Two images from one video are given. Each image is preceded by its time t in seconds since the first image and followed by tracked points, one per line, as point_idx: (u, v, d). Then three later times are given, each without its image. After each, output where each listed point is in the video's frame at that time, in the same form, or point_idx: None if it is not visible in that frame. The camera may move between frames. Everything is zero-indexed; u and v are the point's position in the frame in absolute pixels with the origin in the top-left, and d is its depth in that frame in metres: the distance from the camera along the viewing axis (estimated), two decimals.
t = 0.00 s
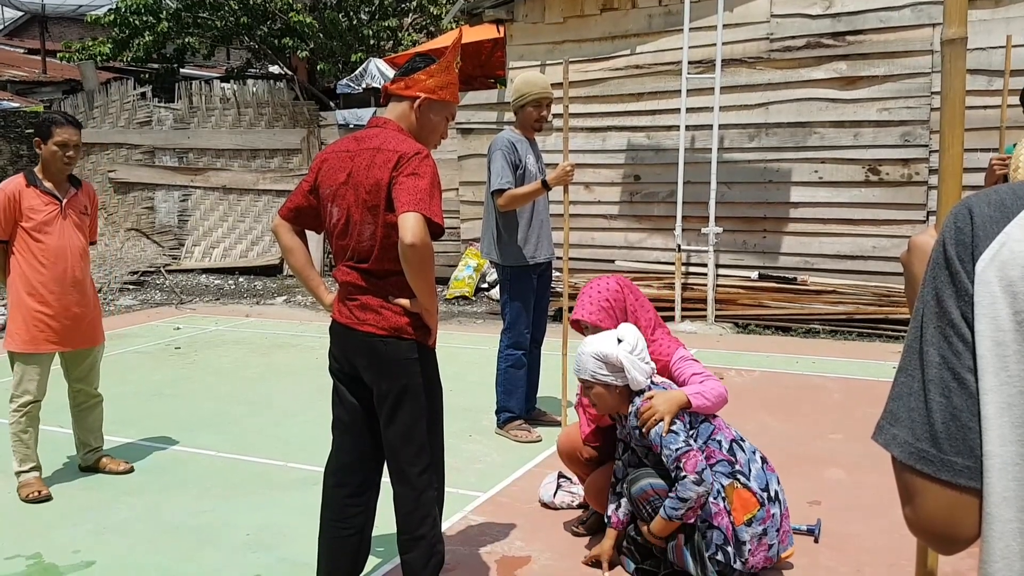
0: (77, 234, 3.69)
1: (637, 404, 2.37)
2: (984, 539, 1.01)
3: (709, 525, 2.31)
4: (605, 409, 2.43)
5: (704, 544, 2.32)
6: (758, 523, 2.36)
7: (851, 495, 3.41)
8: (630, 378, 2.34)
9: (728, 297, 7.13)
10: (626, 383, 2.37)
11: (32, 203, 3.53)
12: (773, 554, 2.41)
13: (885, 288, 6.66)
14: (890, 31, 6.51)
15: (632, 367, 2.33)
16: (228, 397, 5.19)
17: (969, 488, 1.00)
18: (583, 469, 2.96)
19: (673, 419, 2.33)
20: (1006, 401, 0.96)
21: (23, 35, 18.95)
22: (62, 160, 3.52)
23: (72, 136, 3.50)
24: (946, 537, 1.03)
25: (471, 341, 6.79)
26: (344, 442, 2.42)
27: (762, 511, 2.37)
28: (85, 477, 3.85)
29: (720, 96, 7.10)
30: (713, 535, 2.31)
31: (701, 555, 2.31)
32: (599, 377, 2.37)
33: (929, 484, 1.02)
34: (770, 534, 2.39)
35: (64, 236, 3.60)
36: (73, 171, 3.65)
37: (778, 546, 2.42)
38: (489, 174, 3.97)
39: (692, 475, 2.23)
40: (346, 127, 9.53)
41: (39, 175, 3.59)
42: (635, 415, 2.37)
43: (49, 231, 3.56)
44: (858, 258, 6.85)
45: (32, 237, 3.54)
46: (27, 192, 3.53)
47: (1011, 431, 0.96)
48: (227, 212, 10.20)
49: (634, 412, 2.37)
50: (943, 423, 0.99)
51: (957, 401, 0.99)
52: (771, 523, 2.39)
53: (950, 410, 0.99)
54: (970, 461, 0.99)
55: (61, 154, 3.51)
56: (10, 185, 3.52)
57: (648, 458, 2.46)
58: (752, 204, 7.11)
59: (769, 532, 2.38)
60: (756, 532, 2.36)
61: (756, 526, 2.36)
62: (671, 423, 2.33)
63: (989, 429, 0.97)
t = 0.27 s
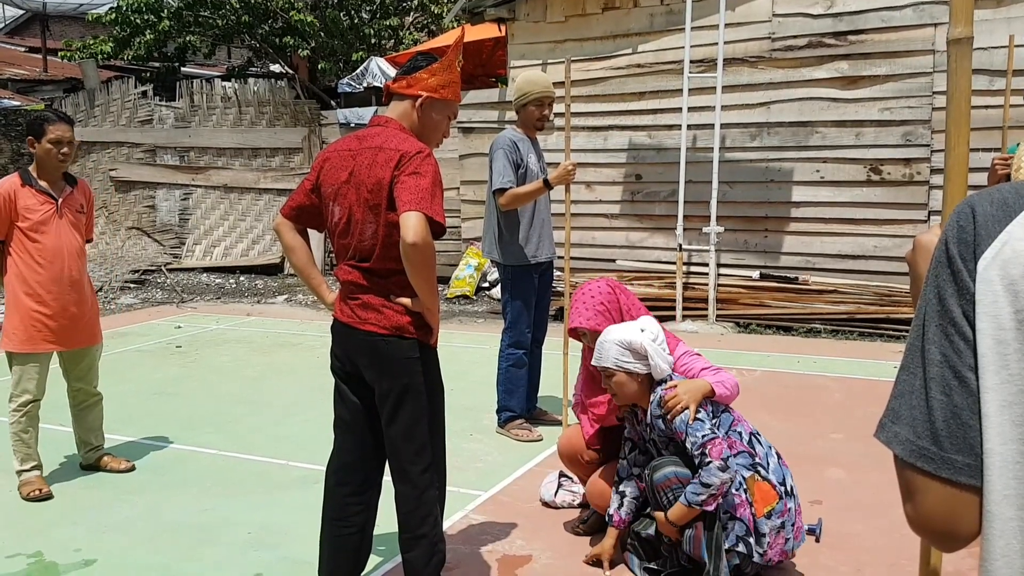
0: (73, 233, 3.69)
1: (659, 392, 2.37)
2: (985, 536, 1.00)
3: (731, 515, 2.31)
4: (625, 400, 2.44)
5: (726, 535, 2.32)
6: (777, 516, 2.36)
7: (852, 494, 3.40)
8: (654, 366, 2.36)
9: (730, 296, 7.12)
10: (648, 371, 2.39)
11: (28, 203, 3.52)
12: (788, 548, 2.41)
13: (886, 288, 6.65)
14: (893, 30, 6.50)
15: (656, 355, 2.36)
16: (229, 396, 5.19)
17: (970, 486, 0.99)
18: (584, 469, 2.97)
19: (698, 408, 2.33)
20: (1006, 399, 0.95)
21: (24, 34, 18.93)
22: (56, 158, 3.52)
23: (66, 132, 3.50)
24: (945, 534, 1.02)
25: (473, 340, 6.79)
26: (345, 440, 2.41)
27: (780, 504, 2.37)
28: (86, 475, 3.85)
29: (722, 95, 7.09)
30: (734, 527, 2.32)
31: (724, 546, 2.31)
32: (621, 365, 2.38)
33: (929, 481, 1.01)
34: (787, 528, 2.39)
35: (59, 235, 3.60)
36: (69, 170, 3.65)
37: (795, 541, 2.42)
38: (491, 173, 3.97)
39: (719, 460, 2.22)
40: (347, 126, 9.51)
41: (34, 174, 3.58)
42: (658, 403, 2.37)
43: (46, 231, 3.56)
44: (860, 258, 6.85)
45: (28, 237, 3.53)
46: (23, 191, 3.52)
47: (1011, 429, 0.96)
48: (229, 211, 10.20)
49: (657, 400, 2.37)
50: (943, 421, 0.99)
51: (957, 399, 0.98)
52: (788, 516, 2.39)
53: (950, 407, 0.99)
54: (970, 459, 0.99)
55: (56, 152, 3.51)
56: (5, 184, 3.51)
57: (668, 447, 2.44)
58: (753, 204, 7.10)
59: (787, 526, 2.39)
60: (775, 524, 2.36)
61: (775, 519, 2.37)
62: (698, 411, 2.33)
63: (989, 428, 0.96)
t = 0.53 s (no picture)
0: (70, 234, 3.68)
1: (679, 383, 2.38)
2: (986, 536, 1.01)
3: (732, 514, 2.36)
4: (640, 390, 2.42)
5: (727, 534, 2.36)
6: (778, 518, 2.38)
7: (850, 494, 3.41)
8: (674, 357, 2.37)
9: (727, 296, 7.13)
10: (667, 362, 2.39)
11: (23, 204, 3.52)
12: (789, 552, 2.42)
13: (883, 288, 6.66)
14: (890, 30, 6.51)
15: (678, 345, 2.37)
16: (226, 395, 5.19)
17: (972, 485, 1.00)
18: (583, 471, 2.99)
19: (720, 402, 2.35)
20: (1009, 398, 0.96)
21: (21, 32, 18.89)
22: (51, 157, 3.52)
23: (59, 130, 3.49)
24: (946, 534, 1.03)
25: (470, 339, 6.79)
26: (344, 440, 2.41)
27: (783, 506, 2.38)
28: (84, 474, 3.85)
29: (720, 95, 7.10)
30: (734, 526, 2.37)
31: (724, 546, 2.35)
32: (641, 354, 2.39)
33: (930, 480, 1.02)
34: (788, 531, 2.40)
35: (56, 235, 3.60)
36: (65, 170, 3.64)
37: (795, 545, 2.43)
38: (489, 173, 3.97)
39: (742, 455, 2.25)
40: (344, 125, 9.49)
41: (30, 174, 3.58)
42: (678, 395, 2.37)
43: (42, 231, 3.56)
44: (857, 258, 6.86)
45: (24, 237, 3.53)
46: (19, 192, 3.51)
47: (1013, 429, 0.96)
48: (226, 210, 10.19)
49: (677, 392, 2.37)
50: (946, 421, 1.00)
51: (959, 399, 0.99)
52: (788, 520, 2.40)
53: (952, 407, 0.99)
54: (973, 458, 0.99)
55: (50, 150, 3.50)
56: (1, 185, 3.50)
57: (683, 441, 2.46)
58: (751, 204, 7.11)
59: (787, 529, 2.40)
60: (776, 527, 2.38)
61: (776, 521, 2.38)
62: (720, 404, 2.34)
63: (991, 427, 0.97)
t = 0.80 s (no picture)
0: (65, 234, 3.68)
1: (685, 381, 2.39)
2: (985, 535, 1.02)
3: (729, 519, 2.36)
4: (643, 385, 2.44)
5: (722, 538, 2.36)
6: (774, 523, 2.38)
7: (845, 493, 3.42)
8: (679, 354, 2.38)
9: (722, 295, 7.14)
10: (672, 359, 2.40)
11: (18, 204, 3.52)
12: (781, 556, 2.43)
13: (878, 288, 6.68)
14: (885, 30, 6.53)
15: (683, 343, 2.38)
16: (222, 395, 5.19)
17: (971, 484, 1.01)
18: (577, 473, 3.01)
19: (723, 402, 2.35)
20: (1006, 396, 0.97)
21: (16, 32, 18.84)
22: (45, 156, 3.51)
23: (54, 129, 3.49)
24: (945, 533, 1.03)
25: (466, 339, 6.79)
26: (341, 440, 2.41)
27: (779, 511, 2.39)
28: (79, 475, 3.84)
29: (715, 95, 7.12)
30: (731, 530, 2.36)
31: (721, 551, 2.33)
32: (645, 349, 2.39)
33: (929, 478, 1.02)
34: (781, 535, 2.40)
35: (51, 236, 3.59)
36: (60, 170, 3.64)
37: (788, 550, 2.43)
38: (484, 172, 3.97)
39: (743, 458, 2.26)
40: (340, 125, 9.44)
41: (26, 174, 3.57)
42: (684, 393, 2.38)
43: (37, 232, 3.55)
44: (851, 257, 6.88)
45: (19, 238, 3.52)
46: (14, 193, 3.51)
47: (1010, 428, 0.97)
48: (221, 210, 10.17)
49: (683, 390, 2.38)
50: (944, 419, 1.00)
51: (957, 397, 0.99)
52: (783, 524, 2.40)
53: (950, 405, 1.00)
54: (971, 456, 1.00)
55: (44, 149, 3.49)
56: None
57: (688, 437, 2.42)
58: (745, 204, 7.13)
59: (781, 533, 2.40)
60: (771, 531, 2.38)
61: (772, 526, 2.38)
62: (724, 404, 2.35)
63: (989, 425, 0.97)
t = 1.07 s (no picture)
0: (63, 235, 3.68)
1: (689, 385, 2.37)
2: (985, 535, 1.02)
3: (723, 523, 2.34)
4: (643, 385, 2.43)
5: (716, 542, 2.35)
6: (770, 528, 2.33)
7: (842, 494, 3.43)
8: (681, 357, 2.35)
9: (719, 296, 7.15)
10: (673, 362, 2.38)
11: (17, 205, 3.52)
12: (780, 562, 2.37)
13: (874, 288, 6.70)
14: (882, 32, 6.55)
15: (686, 347, 2.34)
16: (219, 396, 5.19)
17: (970, 483, 1.01)
18: (573, 476, 3.02)
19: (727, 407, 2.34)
20: (1005, 395, 0.97)
21: (12, 32, 18.81)
22: (42, 156, 3.50)
23: (52, 128, 3.49)
24: (945, 533, 1.04)
25: (464, 340, 6.79)
26: (339, 441, 2.41)
27: (775, 516, 2.34)
28: (76, 476, 3.84)
29: (712, 96, 7.13)
30: (725, 535, 2.34)
31: (715, 554, 2.33)
32: (648, 349, 2.38)
33: (930, 478, 1.03)
34: (778, 540, 2.36)
35: (50, 237, 3.59)
36: (58, 171, 3.64)
37: (786, 556, 2.38)
38: (482, 174, 3.98)
39: (735, 471, 2.25)
40: (338, 126, 9.41)
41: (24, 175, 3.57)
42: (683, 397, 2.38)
43: (36, 233, 3.55)
44: (848, 258, 6.89)
45: (17, 239, 3.52)
46: (12, 194, 3.51)
47: (1010, 426, 0.98)
48: (218, 211, 10.16)
49: (682, 394, 2.38)
50: (943, 419, 1.01)
51: (957, 396, 1.00)
52: (781, 529, 2.36)
53: (950, 404, 1.01)
54: (971, 456, 1.00)
55: (42, 148, 3.49)
56: None
57: (686, 441, 2.43)
58: (742, 205, 7.14)
59: (778, 538, 2.35)
60: (767, 536, 2.34)
61: (768, 530, 2.34)
62: (724, 411, 2.33)
63: (988, 424, 0.98)
